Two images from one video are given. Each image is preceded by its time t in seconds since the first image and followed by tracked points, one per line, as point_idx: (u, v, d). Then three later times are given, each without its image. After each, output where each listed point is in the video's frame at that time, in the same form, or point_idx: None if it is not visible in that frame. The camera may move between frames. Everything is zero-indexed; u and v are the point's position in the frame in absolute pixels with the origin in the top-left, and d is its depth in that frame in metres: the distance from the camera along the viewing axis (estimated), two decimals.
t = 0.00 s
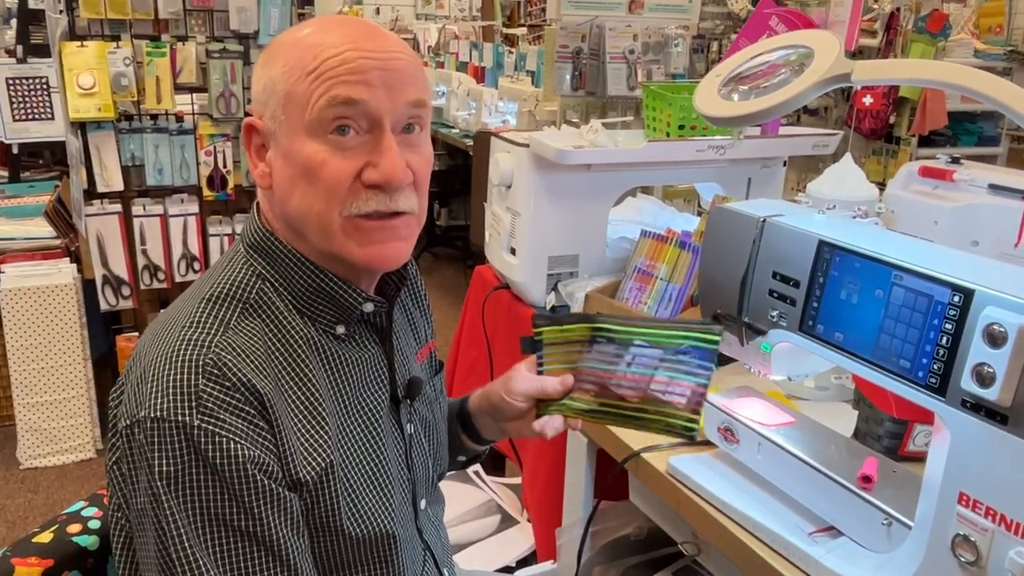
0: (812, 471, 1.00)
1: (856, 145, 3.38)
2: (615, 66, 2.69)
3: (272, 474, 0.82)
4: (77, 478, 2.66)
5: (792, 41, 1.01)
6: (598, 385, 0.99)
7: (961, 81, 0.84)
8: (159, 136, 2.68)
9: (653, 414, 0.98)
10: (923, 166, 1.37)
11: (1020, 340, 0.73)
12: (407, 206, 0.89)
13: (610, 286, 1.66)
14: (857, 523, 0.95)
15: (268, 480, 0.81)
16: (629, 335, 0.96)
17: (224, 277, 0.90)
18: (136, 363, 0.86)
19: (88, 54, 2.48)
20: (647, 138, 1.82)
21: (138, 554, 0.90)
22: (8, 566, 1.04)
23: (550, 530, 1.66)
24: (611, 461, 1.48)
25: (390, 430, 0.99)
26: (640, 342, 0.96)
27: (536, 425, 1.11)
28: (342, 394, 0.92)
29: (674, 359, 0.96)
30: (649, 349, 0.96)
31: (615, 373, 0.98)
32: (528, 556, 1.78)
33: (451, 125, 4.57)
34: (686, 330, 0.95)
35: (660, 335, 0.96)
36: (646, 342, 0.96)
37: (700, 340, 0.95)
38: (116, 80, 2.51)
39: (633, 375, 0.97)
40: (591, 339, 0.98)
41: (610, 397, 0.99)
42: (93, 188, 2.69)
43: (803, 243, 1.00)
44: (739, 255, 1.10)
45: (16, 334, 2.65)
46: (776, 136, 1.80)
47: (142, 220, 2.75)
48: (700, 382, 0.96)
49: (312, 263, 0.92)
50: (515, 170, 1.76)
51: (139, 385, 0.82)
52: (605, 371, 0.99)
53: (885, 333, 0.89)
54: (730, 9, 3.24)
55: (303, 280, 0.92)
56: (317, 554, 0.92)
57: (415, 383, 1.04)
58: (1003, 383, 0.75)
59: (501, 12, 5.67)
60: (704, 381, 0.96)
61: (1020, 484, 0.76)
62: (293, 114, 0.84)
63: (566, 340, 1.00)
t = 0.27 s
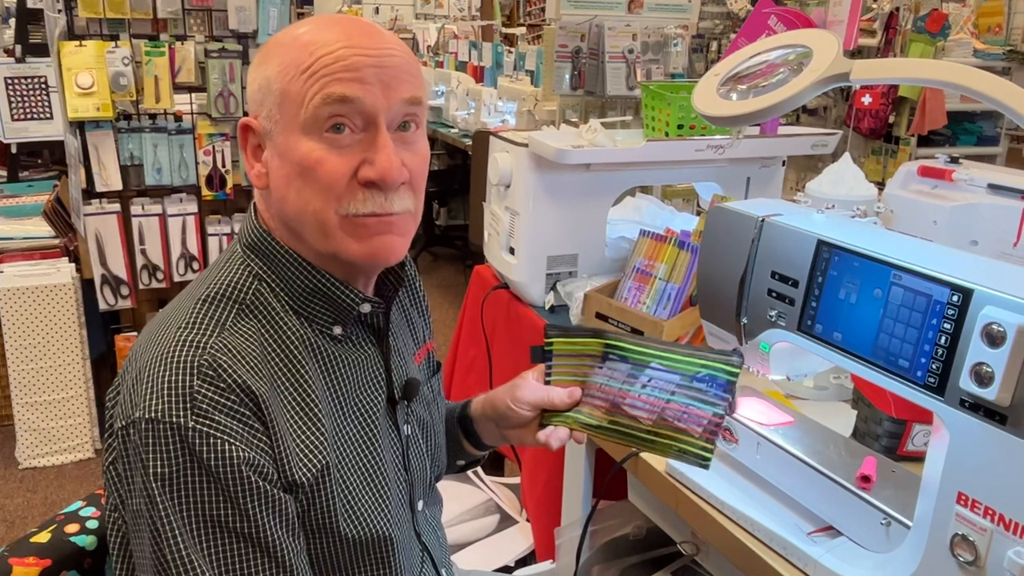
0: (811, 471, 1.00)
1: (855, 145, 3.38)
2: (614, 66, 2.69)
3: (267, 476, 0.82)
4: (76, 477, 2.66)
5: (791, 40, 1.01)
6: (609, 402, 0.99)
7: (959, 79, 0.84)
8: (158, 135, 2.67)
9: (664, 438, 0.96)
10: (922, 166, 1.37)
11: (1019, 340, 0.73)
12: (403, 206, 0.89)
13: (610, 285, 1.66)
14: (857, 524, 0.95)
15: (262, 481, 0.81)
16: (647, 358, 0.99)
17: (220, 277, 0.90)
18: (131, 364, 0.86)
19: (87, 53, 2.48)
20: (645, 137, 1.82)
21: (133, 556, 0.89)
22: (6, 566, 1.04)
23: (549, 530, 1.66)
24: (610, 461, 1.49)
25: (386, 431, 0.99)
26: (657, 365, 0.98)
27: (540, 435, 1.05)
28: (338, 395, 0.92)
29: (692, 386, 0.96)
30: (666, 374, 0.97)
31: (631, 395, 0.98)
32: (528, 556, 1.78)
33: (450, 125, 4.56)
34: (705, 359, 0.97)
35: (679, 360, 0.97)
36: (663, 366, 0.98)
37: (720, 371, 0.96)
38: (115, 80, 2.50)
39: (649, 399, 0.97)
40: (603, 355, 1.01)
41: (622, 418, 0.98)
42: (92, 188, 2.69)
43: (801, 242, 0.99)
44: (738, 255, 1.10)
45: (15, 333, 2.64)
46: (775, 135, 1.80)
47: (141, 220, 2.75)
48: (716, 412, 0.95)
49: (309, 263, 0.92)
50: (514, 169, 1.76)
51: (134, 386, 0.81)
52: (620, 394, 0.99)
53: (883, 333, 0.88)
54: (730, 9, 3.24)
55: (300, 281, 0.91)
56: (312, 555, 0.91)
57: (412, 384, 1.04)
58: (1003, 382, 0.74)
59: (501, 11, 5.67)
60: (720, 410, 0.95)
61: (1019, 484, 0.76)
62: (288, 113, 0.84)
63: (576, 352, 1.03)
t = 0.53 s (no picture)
0: (812, 471, 1.00)
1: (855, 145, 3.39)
2: (613, 66, 2.69)
3: (267, 477, 0.82)
4: (76, 477, 2.66)
5: (791, 40, 1.01)
6: (608, 409, 0.99)
7: (960, 80, 0.84)
8: (157, 135, 2.67)
9: (662, 448, 0.96)
10: (922, 165, 1.37)
11: (1019, 339, 0.73)
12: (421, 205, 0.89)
13: (610, 285, 1.66)
14: (857, 524, 0.95)
15: (261, 483, 0.81)
16: (647, 366, 0.99)
17: (218, 279, 0.90)
18: (129, 366, 0.86)
19: (86, 53, 2.48)
20: (645, 137, 1.82)
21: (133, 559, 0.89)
22: (6, 566, 1.04)
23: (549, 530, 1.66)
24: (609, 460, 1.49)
25: (385, 431, 0.99)
26: (656, 373, 0.98)
27: (539, 439, 1.10)
28: (336, 395, 0.92)
29: (691, 396, 0.96)
30: (666, 383, 0.97)
31: (629, 403, 0.98)
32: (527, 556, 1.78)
33: (450, 125, 4.57)
34: (706, 369, 0.97)
35: (679, 369, 0.97)
36: (662, 374, 0.98)
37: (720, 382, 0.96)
38: (114, 79, 2.50)
39: (648, 407, 0.97)
40: (602, 360, 1.01)
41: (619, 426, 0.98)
42: (91, 188, 2.69)
43: (802, 242, 0.99)
44: (738, 255, 1.10)
45: (14, 333, 2.64)
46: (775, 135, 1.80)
47: (141, 220, 2.75)
48: (715, 422, 0.95)
49: (308, 264, 0.91)
50: (514, 169, 1.76)
51: (132, 389, 0.81)
52: (618, 401, 0.99)
53: (884, 332, 0.88)
54: (729, 9, 3.24)
55: (298, 281, 0.91)
56: (312, 556, 0.91)
57: (411, 384, 1.03)
58: (1003, 382, 0.74)
59: (500, 11, 5.67)
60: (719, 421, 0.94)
61: (1019, 483, 0.76)
62: (309, 114, 0.83)
63: (576, 357, 1.04)
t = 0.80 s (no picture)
0: (812, 470, 1.00)
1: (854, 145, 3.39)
2: (613, 66, 2.69)
3: (283, 483, 0.82)
4: (75, 478, 2.65)
5: (792, 41, 1.01)
6: (592, 375, 1.00)
7: (962, 81, 0.84)
8: (157, 135, 2.67)
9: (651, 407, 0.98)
10: (922, 166, 1.37)
11: (1019, 340, 0.74)
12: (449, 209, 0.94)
13: (610, 285, 1.65)
14: (857, 523, 0.95)
15: (280, 489, 0.81)
16: (621, 326, 0.97)
17: (219, 284, 0.89)
18: (134, 374, 0.85)
19: (86, 53, 2.48)
20: (645, 138, 1.82)
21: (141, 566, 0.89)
22: (7, 566, 1.04)
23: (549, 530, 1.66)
24: (608, 461, 1.49)
25: (391, 430, 0.99)
26: (631, 336, 0.96)
27: (535, 412, 1.09)
28: (345, 396, 0.92)
29: (668, 354, 0.96)
30: (642, 343, 0.96)
31: (611, 366, 0.98)
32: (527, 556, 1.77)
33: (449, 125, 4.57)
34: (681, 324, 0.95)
35: (653, 328, 0.96)
36: (637, 335, 0.96)
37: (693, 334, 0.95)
38: (114, 79, 2.50)
39: (629, 369, 0.97)
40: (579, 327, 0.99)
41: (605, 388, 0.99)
42: (91, 188, 2.69)
43: (802, 242, 1.00)
44: (739, 255, 1.10)
45: (13, 333, 2.64)
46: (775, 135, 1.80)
47: (140, 220, 2.75)
48: (695, 375, 0.96)
49: (310, 263, 0.90)
50: (514, 170, 1.76)
51: (141, 400, 0.81)
52: (600, 364, 0.99)
53: (884, 332, 0.89)
54: (728, 9, 3.24)
55: (301, 282, 0.89)
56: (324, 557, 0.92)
57: (412, 380, 1.03)
58: (1003, 382, 0.75)
59: (499, 12, 5.67)
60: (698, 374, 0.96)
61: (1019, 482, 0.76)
62: (416, 140, 0.84)
63: (555, 329, 1.02)
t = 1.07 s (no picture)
0: (811, 472, 1.00)
1: (853, 146, 3.39)
2: (612, 68, 2.69)
3: (286, 490, 0.82)
4: (75, 479, 2.65)
5: (793, 44, 1.01)
6: (609, 348, 1.00)
7: (961, 83, 0.84)
8: (156, 136, 2.67)
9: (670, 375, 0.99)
10: (920, 168, 1.38)
11: (1019, 341, 0.74)
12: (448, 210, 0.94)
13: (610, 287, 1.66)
14: (857, 524, 0.96)
15: (282, 496, 0.81)
16: (636, 300, 0.98)
17: (219, 289, 0.89)
18: (135, 382, 0.85)
19: (86, 54, 2.49)
20: (645, 139, 1.83)
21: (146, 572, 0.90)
22: (8, 566, 1.04)
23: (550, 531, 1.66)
24: (608, 462, 1.49)
25: (393, 432, 0.99)
26: (647, 308, 0.97)
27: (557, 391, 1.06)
28: (347, 400, 0.92)
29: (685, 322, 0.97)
30: (658, 314, 0.97)
31: (629, 339, 0.99)
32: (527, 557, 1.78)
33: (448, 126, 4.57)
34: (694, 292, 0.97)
35: (666, 298, 0.97)
36: (653, 306, 0.97)
37: (708, 300, 0.97)
38: (114, 80, 2.51)
39: (647, 340, 0.98)
40: (591, 305, 1.00)
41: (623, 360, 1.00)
42: (90, 189, 2.69)
43: (802, 244, 1.00)
44: (739, 256, 1.10)
45: (13, 333, 2.64)
46: (775, 137, 1.81)
47: (140, 220, 2.75)
48: (714, 338, 0.98)
49: (308, 268, 0.90)
50: (514, 171, 1.77)
51: (143, 409, 0.81)
52: (617, 339, 0.99)
53: (884, 334, 0.89)
54: (727, 11, 3.25)
55: (300, 287, 0.89)
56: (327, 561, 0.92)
57: (412, 381, 1.03)
58: (1003, 383, 0.75)
59: (498, 13, 5.67)
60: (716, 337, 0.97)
61: (1018, 482, 0.76)
62: (419, 146, 0.86)
63: (566, 309, 1.02)
